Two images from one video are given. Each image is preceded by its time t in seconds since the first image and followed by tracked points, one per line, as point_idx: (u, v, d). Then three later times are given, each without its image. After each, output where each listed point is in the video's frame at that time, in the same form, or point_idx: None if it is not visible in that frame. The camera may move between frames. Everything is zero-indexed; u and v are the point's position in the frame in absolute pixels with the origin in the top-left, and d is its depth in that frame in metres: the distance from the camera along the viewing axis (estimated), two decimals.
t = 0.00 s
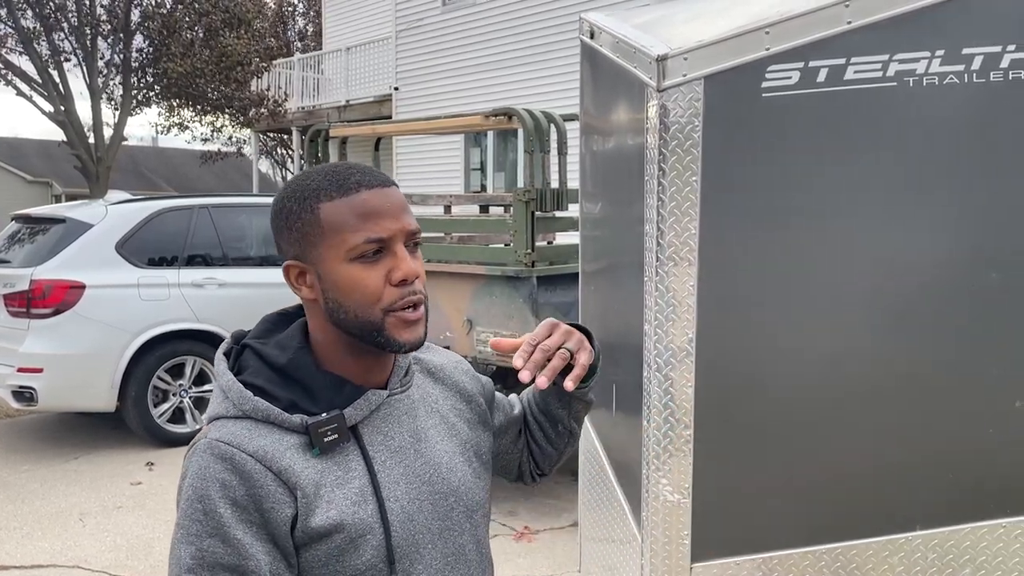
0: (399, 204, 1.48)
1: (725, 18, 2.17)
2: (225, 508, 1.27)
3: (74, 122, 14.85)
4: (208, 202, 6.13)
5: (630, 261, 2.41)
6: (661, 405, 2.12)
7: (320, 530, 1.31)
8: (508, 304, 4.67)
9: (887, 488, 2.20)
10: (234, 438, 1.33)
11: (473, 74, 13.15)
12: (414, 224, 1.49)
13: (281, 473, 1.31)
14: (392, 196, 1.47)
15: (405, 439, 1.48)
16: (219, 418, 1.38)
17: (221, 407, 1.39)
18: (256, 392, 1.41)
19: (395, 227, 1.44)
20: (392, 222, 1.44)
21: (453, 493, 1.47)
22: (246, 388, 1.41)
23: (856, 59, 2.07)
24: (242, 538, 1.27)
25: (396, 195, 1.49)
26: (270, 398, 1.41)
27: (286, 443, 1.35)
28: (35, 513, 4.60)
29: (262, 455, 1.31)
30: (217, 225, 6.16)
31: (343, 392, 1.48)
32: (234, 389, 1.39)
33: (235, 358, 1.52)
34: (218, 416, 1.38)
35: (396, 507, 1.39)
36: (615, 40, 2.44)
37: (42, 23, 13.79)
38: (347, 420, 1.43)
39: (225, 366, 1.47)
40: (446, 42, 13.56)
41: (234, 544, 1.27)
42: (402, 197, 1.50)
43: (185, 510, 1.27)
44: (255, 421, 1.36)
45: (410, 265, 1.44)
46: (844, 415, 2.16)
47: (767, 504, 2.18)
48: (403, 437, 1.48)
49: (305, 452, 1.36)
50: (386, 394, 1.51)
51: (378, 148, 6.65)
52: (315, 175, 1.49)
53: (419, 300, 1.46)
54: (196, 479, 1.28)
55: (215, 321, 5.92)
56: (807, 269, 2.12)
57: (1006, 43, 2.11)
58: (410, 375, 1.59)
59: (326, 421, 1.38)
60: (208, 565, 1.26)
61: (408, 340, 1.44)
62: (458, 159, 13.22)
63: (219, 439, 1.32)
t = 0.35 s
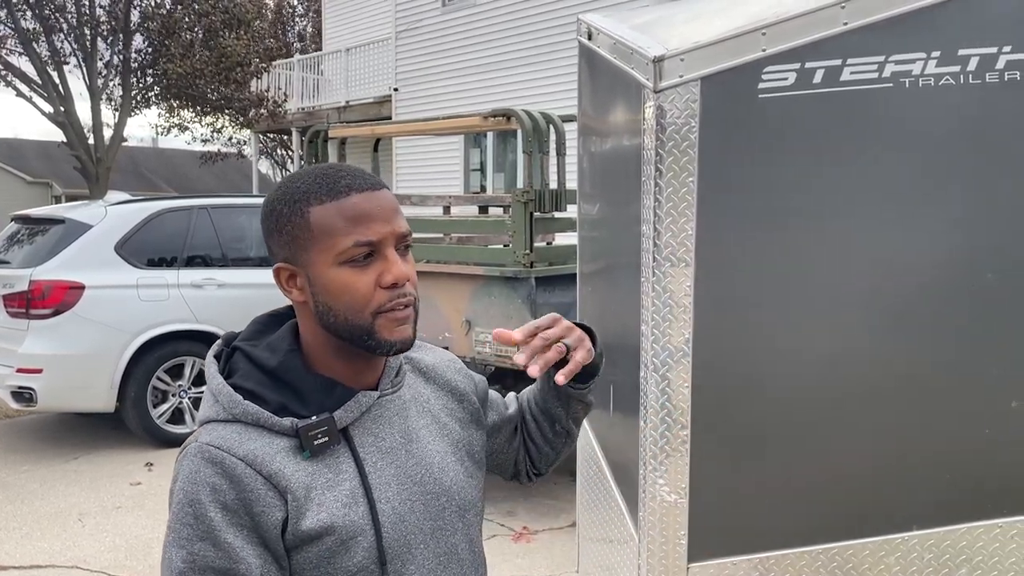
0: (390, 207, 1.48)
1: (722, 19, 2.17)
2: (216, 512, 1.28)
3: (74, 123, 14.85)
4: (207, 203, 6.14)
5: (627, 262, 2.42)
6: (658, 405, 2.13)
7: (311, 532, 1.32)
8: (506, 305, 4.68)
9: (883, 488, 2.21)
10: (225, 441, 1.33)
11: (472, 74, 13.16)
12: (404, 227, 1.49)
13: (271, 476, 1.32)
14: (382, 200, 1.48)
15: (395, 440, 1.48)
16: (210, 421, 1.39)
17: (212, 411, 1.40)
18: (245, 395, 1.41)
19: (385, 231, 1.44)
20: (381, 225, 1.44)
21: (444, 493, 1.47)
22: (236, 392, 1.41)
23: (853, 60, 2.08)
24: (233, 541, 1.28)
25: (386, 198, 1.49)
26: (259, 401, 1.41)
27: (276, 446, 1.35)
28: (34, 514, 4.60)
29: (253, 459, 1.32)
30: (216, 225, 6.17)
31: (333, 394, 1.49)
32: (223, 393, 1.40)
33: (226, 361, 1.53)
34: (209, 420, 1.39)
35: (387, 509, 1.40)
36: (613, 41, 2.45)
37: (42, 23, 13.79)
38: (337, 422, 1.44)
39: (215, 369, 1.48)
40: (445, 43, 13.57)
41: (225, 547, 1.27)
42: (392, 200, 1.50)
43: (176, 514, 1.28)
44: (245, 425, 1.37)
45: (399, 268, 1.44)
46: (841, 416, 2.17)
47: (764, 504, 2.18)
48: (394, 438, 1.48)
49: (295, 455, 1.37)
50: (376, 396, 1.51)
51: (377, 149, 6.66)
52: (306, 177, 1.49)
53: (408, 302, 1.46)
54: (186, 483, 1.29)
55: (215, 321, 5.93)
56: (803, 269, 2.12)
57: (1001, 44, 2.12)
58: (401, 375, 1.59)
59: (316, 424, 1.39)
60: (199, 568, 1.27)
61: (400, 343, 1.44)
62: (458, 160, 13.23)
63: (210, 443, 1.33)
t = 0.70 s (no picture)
0: (352, 209, 1.47)
1: (721, 20, 2.18)
2: (207, 510, 1.28)
3: (74, 124, 14.85)
4: (207, 204, 6.14)
5: (626, 263, 2.42)
6: (658, 406, 2.13)
7: (301, 532, 1.32)
8: (506, 306, 4.68)
9: (882, 488, 2.21)
10: (218, 440, 1.34)
11: (471, 75, 13.17)
12: (364, 227, 1.47)
13: (262, 476, 1.32)
14: (343, 202, 1.46)
15: (390, 442, 1.49)
16: (205, 419, 1.39)
17: (207, 409, 1.40)
18: (239, 394, 1.41)
19: (340, 236, 1.45)
20: (333, 229, 1.44)
21: (437, 495, 1.48)
22: (230, 391, 1.41)
23: (851, 60, 2.08)
24: (224, 539, 1.28)
25: (348, 198, 1.47)
26: (253, 401, 1.41)
27: (268, 446, 1.36)
28: (34, 514, 4.60)
29: (245, 458, 1.32)
30: (217, 226, 6.17)
31: (326, 394, 1.49)
32: (218, 392, 1.40)
33: (223, 360, 1.53)
34: (204, 418, 1.39)
35: (378, 510, 1.40)
36: (612, 43, 2.45)
37: (42, 25, 13.80)
38: (331, 422, 1.43)
39: (212, 367, 1.48)
40: (445, 44, 13.58)
41: (214, 545, 1.28)
42: (358, 199, 1.48)
43: (168, 511, 1.29)
44: (239, 424, 1.37)
45: (352, 272, 1.44)
46: (839, 416, 2.17)
47: (763, 504, 2.18)
48: (388, 439, 1.49)
49: (288, 455, 1.37)
50: (372, 396, 1.51)
51: (377, 150, 6.67)
52: (283, 177, 1.52)
53: (365, 305, 1.47)
54: (178, 481, 1.29)
55: (215, 322, 5.93)
56: (802, 270, 2.13)
57: (999, 45, 2.12)
58: (398, 376, 1.59)
59: (309, 424, 1.39)
60: (189, 565, 1.27)
61: (354, 347, 1.46)
62: (458, 161, 13.23)
63: (203, 441, 1.33)
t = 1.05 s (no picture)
0: (371, 212, 1.47)
1: (721, 22, 2.18)
2: (213, 503, 1.29)
3: (75, 125, 14.85)
4: (208, 205, 6.15)
5: (628, 263, 2.43)
6: (659, 406, 2.13)
7: (306, 528, 1.33)
8: (507, 307, 4.69)
9: (883, 488, 2.21)
10: (227, 434, 1.34)
11: (472, 76, 13.17)
12: (381, 231, 1.48)
13: (269, 472, 1.33)
14: (363, 205, 1.47)
15: (396, 441, 1.49)
16: (215, 413, 1.39)
17: (217, 403, 1.40)
18: (250, 389, 1.42)
19: (357, 239, 1.45)
20: (351, 230, 1.45)
21: (441, 495, 1.48)
22: (241, 385, 1.42)
23: (852, 62, 2.08)
24: (229, 532, 1.29)
25: (368, 201, 1.48)
26: (263, 396, 1.41)
27: (276, 441, 1.36)
28: (36, 515, 4.61)
29: (253, 453, 1.33)
30: (218, 227, 6.18)
31: (335, 393, 1.49)
32: (228, 386, 1.41)
33: (234, 355, 1.54)
34: (214, 411, 1.40)
35: (384, 508, 1.41)
36: (613, 44, 2.46)
37: (43, 26, 13.81)
38: (339, 420, 1.44)
39: (223, 363, 1.49)
40: (446, 45, 13.60)
41: (220, 538, 1.28)
42: (377, 202, 1.49)
43: (174, 502, 1.29)
44: (248, 419, 1.38)
45: (366, 274, 1.45)
46: (841, 416, 2.18)
47: (765, 504, 2.18)
48: (395, 439, 1.49)
49: (295, 451, 1.37)
50: (380, 395, 1.51)
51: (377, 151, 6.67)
52: (306, 175, 1.53)
53: (376, 307, 1.47)
54: (186, 473, 1.30)
55: (216, 323, 5.93)
56: (803, 271, 2.13)
57: (999, 46, 2.13)
58: (406, 377, 1.60)
59: (317, 420, 1.39)
60: (194, 557, 1.27)
61: (363, 349, 1.46)
62: (459, 162, 13.24)
63: (212, 434, 1.34)
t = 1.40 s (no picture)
0: (372, 219, 1.47)
1: (723, 23, 2.18)
2: (217, 509, 1.29)
3: (76, 126, 14.86)
4: (209, 206, 6.16)
5: (629, 265, 2.43)
6: (661, 407, 2.13)
7: (310, 532, 1.33)
8: (508, 308, 4.69)
9: (885, 490, 2.21)
10: (230, 439, 1.34)
11: (473, 77, 13.18)
12: (384, 238, 1.48)
13: (273, 476, 1.32)
14: (365, 213, 1.47)
15: (399, 443, 1.49)
16: (218, 417, 1.39)
17: (220, 408, 1.40)
18: (252, 393, 1.42)
19: (359, 246, 1.45)
20: (353, 238, 1.45)
21: (444, 498, 1.48)
22: (243, 390, 1.42)
23: (854, 64, 2.09)
24: (234, 538, 1.29)
25: (370, 208, 1.48)
26: (266, 401, 1.41)
27: (280, 445, 1.36)
28: (37, 516, 4.61)
29: (256, 457, 1.33)
30: (219, 228, 6.18)
31: (336, 397, 1.49)
32: (231, 391, 1.40)
33: (236, 359, 1.53)
34: (217, 416, 1.39)
35: (387, 511, 1.41)
36: (615, 46, 2.46)
37: (45, 27, 13.83)
38: (342, 423, 1.44)
39: (225, 367, 1.49)
40: (447, 46, 13.61)
41: (224, 543, 1.28)
42: (379, 210, 1.49)
43: (178, 508, 1.29)
44: (251, 423, 1.38)
45: (368, 282, 1.45)
46: (843, 418, 2.18)
47: (766, 506, 2.18)
48: (397, 441, 1.49)
49: (299, 454, 1.37)
50: (382, 398, 1.51)
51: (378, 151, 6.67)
52: (307, 182, 1.52)
53: (378, 314, 1.48)
54: (190, 478, 1.30)
55: (218, 324, 5.94)
56: (805, 272, 2.13)
57: (1002, 48, 2.13)
58: (407, 380, 1.59)
59: (321, 424, 1.39)
60: (198, 563, 1.28)
61: (365, 356, 1.47)
62: (460, 163, 13.24)
63: (215, 439, 1.34)
